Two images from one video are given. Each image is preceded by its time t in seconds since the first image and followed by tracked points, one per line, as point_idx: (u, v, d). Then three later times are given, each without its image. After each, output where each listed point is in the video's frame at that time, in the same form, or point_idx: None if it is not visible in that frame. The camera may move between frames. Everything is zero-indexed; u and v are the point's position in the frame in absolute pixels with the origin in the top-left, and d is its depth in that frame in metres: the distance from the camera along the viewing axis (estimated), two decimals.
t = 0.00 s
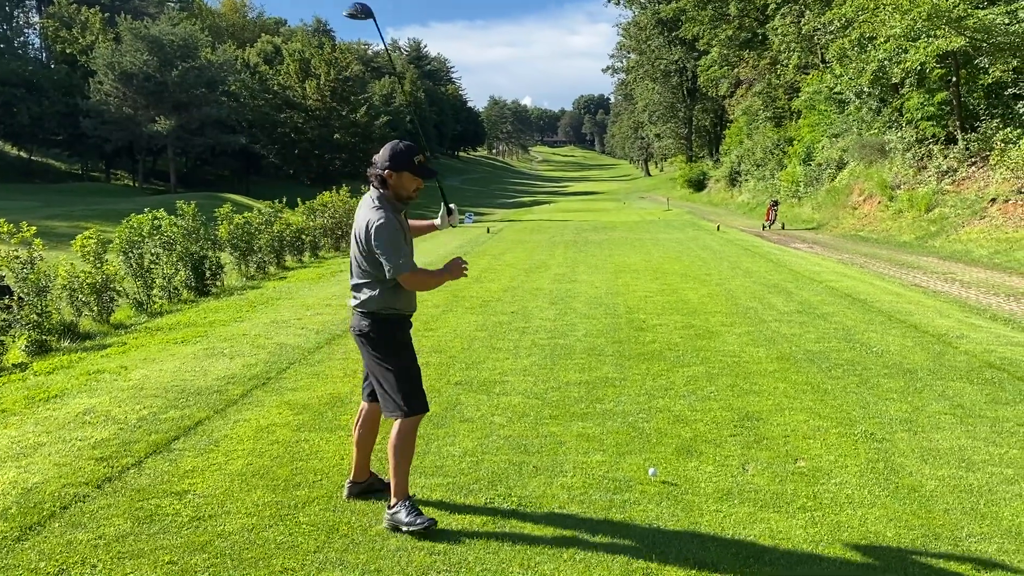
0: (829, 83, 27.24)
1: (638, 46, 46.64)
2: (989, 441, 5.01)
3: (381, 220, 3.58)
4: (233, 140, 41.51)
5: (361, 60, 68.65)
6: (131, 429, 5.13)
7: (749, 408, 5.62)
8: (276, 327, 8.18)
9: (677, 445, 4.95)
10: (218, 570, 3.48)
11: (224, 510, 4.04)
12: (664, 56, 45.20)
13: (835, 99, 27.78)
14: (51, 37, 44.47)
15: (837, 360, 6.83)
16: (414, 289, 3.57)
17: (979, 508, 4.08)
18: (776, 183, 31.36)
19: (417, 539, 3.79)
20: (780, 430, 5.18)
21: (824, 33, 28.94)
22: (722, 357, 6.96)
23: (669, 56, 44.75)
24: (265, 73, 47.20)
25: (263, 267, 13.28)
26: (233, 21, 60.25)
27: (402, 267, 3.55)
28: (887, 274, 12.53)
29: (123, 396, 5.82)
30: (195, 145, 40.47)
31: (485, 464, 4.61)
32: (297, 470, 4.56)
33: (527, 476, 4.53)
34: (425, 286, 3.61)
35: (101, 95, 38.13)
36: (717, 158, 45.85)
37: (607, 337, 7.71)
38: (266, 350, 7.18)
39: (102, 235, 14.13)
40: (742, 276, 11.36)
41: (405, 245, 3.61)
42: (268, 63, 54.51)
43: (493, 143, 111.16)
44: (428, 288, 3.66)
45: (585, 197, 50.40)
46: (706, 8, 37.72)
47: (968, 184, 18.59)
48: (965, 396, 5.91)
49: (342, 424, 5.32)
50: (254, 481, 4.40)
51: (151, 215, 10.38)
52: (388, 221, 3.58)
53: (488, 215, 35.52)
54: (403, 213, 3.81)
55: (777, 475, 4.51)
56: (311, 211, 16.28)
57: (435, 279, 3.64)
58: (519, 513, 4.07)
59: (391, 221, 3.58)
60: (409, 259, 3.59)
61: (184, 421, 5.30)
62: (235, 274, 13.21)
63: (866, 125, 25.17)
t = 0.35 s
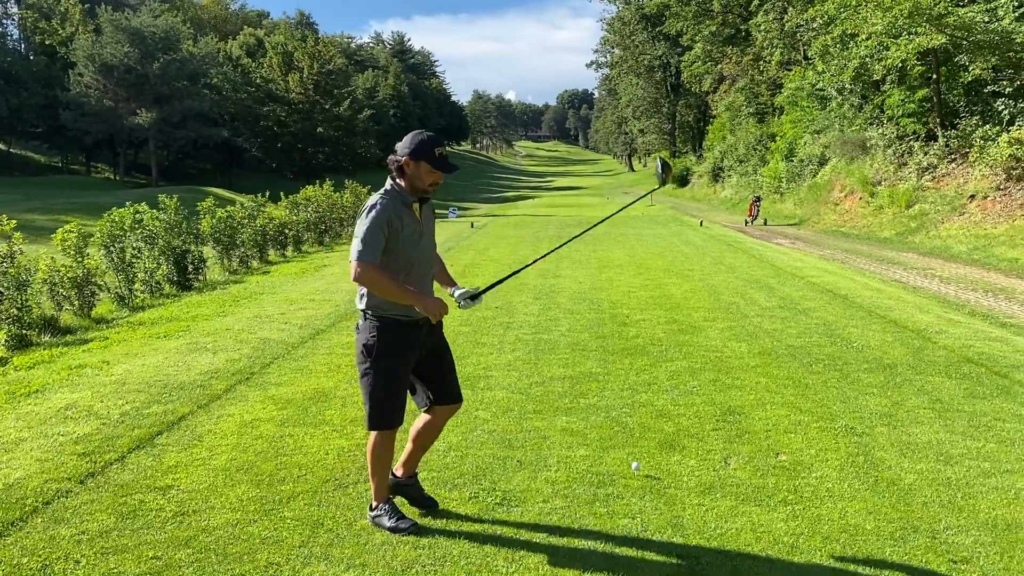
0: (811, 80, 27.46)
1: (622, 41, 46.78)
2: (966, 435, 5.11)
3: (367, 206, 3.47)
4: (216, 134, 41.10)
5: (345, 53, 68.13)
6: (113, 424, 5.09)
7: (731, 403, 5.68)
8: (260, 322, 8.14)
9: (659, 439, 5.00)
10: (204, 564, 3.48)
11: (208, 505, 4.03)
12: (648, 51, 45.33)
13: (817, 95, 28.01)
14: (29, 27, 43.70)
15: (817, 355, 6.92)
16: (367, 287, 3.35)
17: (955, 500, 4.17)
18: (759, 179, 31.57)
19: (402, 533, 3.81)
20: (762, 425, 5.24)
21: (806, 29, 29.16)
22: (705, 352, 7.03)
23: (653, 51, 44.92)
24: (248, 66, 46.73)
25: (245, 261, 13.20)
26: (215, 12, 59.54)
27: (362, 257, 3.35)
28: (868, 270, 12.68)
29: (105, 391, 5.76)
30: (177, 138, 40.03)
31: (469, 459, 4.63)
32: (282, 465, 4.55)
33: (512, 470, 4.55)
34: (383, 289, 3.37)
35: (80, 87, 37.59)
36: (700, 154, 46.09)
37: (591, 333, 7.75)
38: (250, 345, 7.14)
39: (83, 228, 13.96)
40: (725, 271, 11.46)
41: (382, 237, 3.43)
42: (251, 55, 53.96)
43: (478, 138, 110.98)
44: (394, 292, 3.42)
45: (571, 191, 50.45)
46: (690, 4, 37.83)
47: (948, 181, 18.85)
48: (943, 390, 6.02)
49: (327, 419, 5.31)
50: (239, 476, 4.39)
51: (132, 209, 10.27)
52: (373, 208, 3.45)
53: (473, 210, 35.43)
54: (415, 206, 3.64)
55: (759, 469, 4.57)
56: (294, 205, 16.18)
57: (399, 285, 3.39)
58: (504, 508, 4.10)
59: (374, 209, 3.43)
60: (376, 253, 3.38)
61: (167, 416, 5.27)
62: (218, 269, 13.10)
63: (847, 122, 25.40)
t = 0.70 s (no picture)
0: (793, 75, 27.71)
1: (604, 36, 47.23)
2: (946, 425, 5.22)
3: (434, 210, 3.28)
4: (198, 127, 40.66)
5: (327, 46, 67.58)
6: (100, 417, 5.06)
7: (715, 395, 5.75)
8: (244, 315, 8.10)
9: (645, 430, 5.06)
10: (195, 554, 3.49)
11: (197, 497, 4.02)
12: (632, 46, 45.60)
13: (798, 91, 28.26)
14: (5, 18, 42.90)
15: (799, 348, 7.01)
16: (447, 293, 3.22)
17: (935, 489, 4.26)
18: (741, 174, 31.80)
19: (392, 523, 3.83)
20: (745, 416, 5.31)
21: (788, 25, 29.42)
22: (689, 344, 7.11)
23: (636, 46, 45.24)
24: (230, 59, 46.21)
25: (229, 255, 13.10)
26: (196, 4, 58.79)
27: (440, 264, 3.21)
28: (850, 264, 12.85)
29: (90, 384, 5.72)
30: (158, 132, 39.56)
31: (458, 450, 4.66)
32: (270, 457, 4.55)
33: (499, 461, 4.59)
34: (467, 294, 3.25)
35: (59, 80, 37.00)
36: (683, 149, 46.34)
37: (577, 326, 7.80)
38: (235, 338, 7.11)
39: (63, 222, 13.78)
40: (708, 265, 11.56)
41: (455, 242, 3.28)
42: (233, 48, 53.37)
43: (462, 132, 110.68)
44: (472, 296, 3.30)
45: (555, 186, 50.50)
46: None
47: (927, 176, 19.13)
48: (923, 382, 6.14)
49: (314, 411, 5.31)
50: (227, 468, 4.38)
51: (114, 202, 10.16)
52: (439, 213, 3.26)
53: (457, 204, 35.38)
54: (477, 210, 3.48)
55: (743, 459, 4.64)
56: (277, 199, 16.08)
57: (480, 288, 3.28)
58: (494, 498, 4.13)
59: (445, 215, 3.25)
60: (453, 260, 3.26)
61: (153, 409, 5.24)
62: (201, 262, 12.99)
63: (828, 117, 25.67)
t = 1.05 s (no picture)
0: (777, 70, 27.89)
1: (590, 31, 47.41)
2: (927, 415, 5.30)
3: (534, 198, 2.98)
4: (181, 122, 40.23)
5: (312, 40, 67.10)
6: (84, 410, 5.02)
7: (700, 386, 5.80)
8: (229, 309, 8.06)
9: (631, 421, 5.09)
10: (182, 545, 3.49)
11: (183, 489, 4.01)
12: (617, 41, 45.78)
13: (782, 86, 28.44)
14: None
15: (783, 340, 7.10)
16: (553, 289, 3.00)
17: (916, 477, 4.34)
18: (725, 169, 31.99)
19: (379, 514, 3.84)
20: (729, 406, 5.37)
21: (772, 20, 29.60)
22: (675, 336, 7.17)
23: (621, 41, 45.45)
24: (213, 53, 45.73)
25: (213, 250, 13.01)
26: None
27: (550, 258, 2.97)
28: (833, 257, 12.99)
29: (74, 378, 5.67)
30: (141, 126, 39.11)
31: (445, 442, 4.67)
32: (256, 449, 4.54)
33: (486, 453, 4.60)
34: (566, 289, 3.06)
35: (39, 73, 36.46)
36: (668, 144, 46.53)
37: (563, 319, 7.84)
38: (220, 332, 7.08)
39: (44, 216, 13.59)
40: (693, 258, 11.64)
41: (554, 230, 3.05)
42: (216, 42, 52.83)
43: (447, 126, 110.43)
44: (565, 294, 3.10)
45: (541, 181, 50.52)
46: None
47: (910, 170, 19.35)
48: (905, 372, 6.24)
49: (300, 404, 5.31)
50: (213, 460, 4.37)
51: (97, 196, 10.06)
52: (542, 201, 2.99)
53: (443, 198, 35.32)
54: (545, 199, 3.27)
55: (727, 448, 4.70)
56: (261, 193, 15.97)
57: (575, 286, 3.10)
58: (482, 489, 4.14)
59: (548, 204, 2.99)
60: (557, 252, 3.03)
61: (138, 402, 5.21)
62: (184, 257, 12.89)
63: (812, 112, 25.88)
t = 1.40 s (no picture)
0: (764, 68, 28.03)
1: (578, 28, 47.42)
2: (907, 411, 5.39)
3: (621, 208, 2.91)
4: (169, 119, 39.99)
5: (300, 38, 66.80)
6: (69, 411, 5.03)
7: (683, 382, 5.88)
8: (216, 308, 8.07)
9: (614, 418, 5.15)
10: (166, 545, 3.52)
11: (168, 488, 4.04)
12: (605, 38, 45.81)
13: (769, 83, 28.57)
14: None
15: (767, 336, 7.18)
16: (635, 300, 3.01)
17: (894, 472, 4.42)
18: (713, 165, 32.11)
19: (363, 511, 3.88)
20: (712, 403, 5.44)
21: (758, 17, 29.73)
22: (660, 333, 7.24)
23: (609, 38, 45.51)
24: (200, 50, 45.45)
25: (200, 248, 12.98)
26: None
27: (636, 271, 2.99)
28: (819, 254, 13.10)
29: (60, 378, 5.68)
30: (128, 124, 38.84)
31: (430, 440, 4.71)
32: (241, 449, 4.56)
33: (471, 450, 4.66)
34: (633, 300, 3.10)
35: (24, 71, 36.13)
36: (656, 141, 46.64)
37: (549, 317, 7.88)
38: (206, 331, 7.08)
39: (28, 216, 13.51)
40: (680, 256, 11.71)
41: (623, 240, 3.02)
42: (203, 40, 52.51)
43: (436, 123, 110.22)
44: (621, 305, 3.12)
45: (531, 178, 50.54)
46: None
47: (895, 167, 19.51)
48: (886, 368, 6.33)
49: (286, 403, 5.33)
50: (198, 460, 4.39)
51: (83, 195, 10.02)
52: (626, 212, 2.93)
53: (432, 196, 35.27)
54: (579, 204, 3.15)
55: (709, 444, 4.76)
56: (248, 191, 15.92)
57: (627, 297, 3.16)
58: (466, 486, 4.20)
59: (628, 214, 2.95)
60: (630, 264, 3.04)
61: (124, 402, 5.22)
62: (171, 256, 12.85)
63: (798, 109, 26.03)
